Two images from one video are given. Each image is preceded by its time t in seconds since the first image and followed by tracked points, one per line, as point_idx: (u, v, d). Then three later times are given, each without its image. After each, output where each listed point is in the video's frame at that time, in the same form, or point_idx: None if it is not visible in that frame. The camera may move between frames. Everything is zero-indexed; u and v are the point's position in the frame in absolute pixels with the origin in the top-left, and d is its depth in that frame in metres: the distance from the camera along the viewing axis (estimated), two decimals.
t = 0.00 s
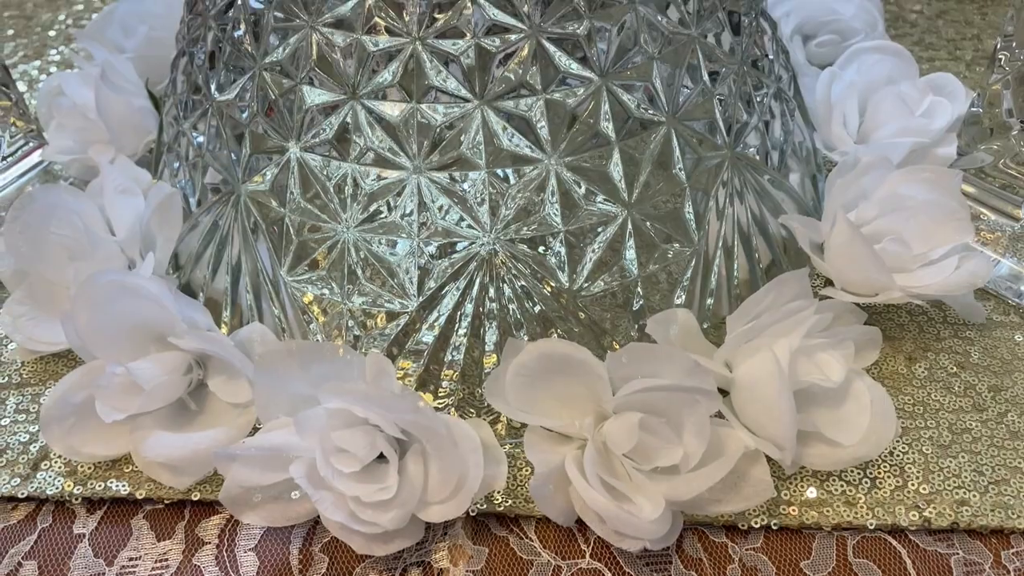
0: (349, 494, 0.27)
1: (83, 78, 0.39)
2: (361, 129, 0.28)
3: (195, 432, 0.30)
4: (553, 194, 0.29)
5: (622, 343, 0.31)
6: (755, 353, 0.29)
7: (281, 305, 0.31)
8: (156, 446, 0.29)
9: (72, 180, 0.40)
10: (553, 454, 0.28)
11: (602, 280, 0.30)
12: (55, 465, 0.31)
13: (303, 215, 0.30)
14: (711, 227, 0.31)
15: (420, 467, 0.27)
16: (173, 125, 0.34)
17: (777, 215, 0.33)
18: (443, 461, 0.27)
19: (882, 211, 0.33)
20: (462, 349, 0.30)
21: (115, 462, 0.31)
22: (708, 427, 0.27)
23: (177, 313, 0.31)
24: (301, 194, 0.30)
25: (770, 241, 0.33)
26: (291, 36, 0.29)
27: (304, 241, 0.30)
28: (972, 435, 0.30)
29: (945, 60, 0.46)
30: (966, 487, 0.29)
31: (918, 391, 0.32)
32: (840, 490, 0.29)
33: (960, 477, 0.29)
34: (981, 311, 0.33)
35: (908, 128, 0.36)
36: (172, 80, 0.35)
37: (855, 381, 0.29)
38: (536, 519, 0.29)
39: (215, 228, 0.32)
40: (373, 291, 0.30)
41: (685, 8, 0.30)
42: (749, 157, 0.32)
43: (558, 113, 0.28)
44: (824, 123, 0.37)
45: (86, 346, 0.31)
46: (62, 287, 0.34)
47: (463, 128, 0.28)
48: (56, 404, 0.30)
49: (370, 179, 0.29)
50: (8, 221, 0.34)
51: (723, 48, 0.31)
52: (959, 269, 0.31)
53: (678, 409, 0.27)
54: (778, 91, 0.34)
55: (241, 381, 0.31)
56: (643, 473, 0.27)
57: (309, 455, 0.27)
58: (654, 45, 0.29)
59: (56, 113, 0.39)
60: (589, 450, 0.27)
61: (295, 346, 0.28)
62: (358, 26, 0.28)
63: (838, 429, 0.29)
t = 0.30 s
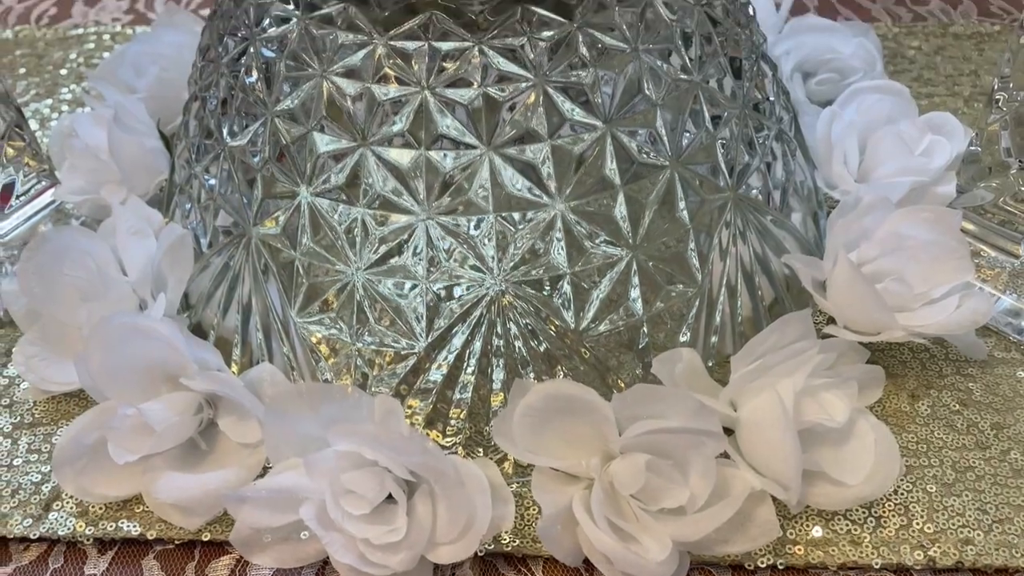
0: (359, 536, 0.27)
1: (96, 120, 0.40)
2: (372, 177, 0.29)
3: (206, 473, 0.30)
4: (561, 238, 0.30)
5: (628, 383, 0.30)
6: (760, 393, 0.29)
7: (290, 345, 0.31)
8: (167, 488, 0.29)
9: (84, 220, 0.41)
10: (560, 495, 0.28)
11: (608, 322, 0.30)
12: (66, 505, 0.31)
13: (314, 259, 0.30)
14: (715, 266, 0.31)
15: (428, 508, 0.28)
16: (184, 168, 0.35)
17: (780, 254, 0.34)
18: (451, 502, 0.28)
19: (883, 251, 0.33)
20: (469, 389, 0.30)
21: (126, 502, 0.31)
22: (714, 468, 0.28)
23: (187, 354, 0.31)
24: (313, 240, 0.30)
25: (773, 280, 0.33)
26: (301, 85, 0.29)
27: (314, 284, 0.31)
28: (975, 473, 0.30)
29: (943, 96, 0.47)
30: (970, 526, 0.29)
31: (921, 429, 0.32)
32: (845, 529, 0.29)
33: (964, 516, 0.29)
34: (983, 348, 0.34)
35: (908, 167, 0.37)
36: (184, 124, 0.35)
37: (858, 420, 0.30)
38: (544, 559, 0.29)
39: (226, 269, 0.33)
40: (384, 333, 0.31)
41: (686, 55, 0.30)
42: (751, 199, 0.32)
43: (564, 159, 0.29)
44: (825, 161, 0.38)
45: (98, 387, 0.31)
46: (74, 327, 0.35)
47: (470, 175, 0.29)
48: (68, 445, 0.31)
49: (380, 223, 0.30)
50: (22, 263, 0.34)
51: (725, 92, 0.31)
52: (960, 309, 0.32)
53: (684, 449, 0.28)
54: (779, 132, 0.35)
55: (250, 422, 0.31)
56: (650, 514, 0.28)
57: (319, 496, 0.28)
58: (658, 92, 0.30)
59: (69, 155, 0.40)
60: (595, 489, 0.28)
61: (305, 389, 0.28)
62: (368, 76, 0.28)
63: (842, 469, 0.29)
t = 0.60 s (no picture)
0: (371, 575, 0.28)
1: (110, 158, 0.41)
2: (384, 221, 0.30)
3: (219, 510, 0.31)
4: (568, 279, 0.30)
5: (634, 419, 0.31)
6: (765, 431, 0.30)
7: (302, 382, 0.32)
8: (182, 526, 0.30)
9: (97, 256, 0.41)
10: (569, 533, 0.29)
11: (615, 360, 0.31)
12: (81, 543, 0.31)
13: (326, 298, 0.31)
14: (719, 304, 0.32)
15: (438, 545, 0.28)
16: (199, 207, 0.36)
17: (783, 290, 0.34)
18: (462, 538, 0.28)
19: (884, 287, 0.34)
20: (479, 426, 0.31)
21: (140, 539, 0.31)
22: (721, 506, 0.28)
23: (200, 392, 0.31)
24: (325, 281, 0.31)
25: (777, 316, 0.34)
26: (316, 131, 0.30)
27: (326, 323, 0.31)
28: (979, 508, 0.31)
29: (943, 130, 0.47)
30: (974, 562, 0.29)
31: (925, 464, 0.32)
32: (851, 565, 0.29)
33: (968, 551, 0.30)
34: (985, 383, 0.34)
35: (908, 203, 0.37)
36: (199, 165, 0.36)
37: (862, 457, 0.30)
38: None
39: (240, 308, 0.33)
40: (393, 372, 0.31)
41: (691, 99, 0.31)
42: (754, 237, 0.33)
43: (571, 201, 0.30)
44: (826, 199, 0.38)
45: (113, 425, 0.32)
46: (88, 364, 0.35)
47: (480, 219, 0.29)
48: (83, 483, 0.31)
49: (391, 263, 0.30)
50: (39, 301, 0.35)
51: (728, 134, 0.32)
52: (962, 345, 0.32)
53: (691, 488, 0.28)
54: (781, 172, 0.35)
55: (263, 459, 0.32)
56: (658, 552, 0.28)
57: (331, 534, 0.28)
58: (662, 136, 0.30)
59: (83, 193, 0.41)
60: (604, 526, 0.28)
61: (318, 428, 0.29)
62: (381, 121, 0.29)
63: (847, 506, 0.29)
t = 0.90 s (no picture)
0: None
1: (123, 196, 0.42)
2: (397, 263, 0.30)
3: (233, 548, 0.31)
4: (577, 319, 0.31)
5: (641, 454, 0.31)
6: (771, 468, 0.30)
7: (313, 419, 0.32)
8: (198, 564, 0.30)
9: (110, 291, 0.42)
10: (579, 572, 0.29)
11: (622, 398, 0.31)
12: None
13: (339, 338, 0.31)
14: (725, 341, 0.32)
15: None
16: (213, 245, 0.36)
17: (787, 326, 0.35)
18: None
19: (887, 324, 0.34)
20: (490, 461, 0.31)
21: None
22: (729, 544, 0.28)
23: (214, 429, 0.32)
24: (338, 322, 0.31)
25: (781, 352, 0.34)
26: (329, 175, 0.31)
27: (337, 361, 0.31)
28: (983, 544, 0.31)
29: (942, 164, 0.48)
30: None
31: (928, 500, 0.33)
32: None
33: None
34: (988, 417, 0.35)
35: (909, 239, 0.38)
36: (212, 203, 0.37)
37: (868, 494, 0.31)
38: None
39: (252, 345, 0.34)
40: (405, 411, 0.31)
41: (695, 141, 0.32)
42: (759, 275, 0.34)
43: (580, 243, 0.30)
44: (828, 234, 0.39)
45: (128, 463, 0.32)
46: (103, 401, 0.36)
47: (491, 259, 0.30)
48: (99, 520, 0.31)
49: (403, 302, 0.31)
50: (54, 339, 0.36)
51: (732, 175, 0.33)
52: (963, 382, 0.33)
53: (698, 526, 0.29)
54: (785, 209, 0.36)
55: (275, 496, 0.32)
56: None
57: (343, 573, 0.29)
58: (669, 178, 0.31)
59: (97, 230, 0.41)
60: (613, 564, 0.28)
61: (330, 467, 0.29)
62: (394, 165, 0.30)
63: (853, 543, 0.30)
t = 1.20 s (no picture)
0: None
1: (138, 236, 0.43)
2: (407, 307, 0.31)
3: None
4: (582, 362, 0.32)
5: (644, 491, 0.32)
6: (772, 507, 0.31)
7: (323, 457, 0.33)
8: None
9: (122, 327, 0.42)
10: None
11: (626, 439, 0.32)
12: None
13: (350, 382, 0.32)
14: (726, 381, 0.33)
15: None
16: (225, 286, 0.37)
17: (787, 365, 0.36)
18: None
19: (884, 364, 0.35)
20: (497, 497, 0.32)
21: None
22: None
23: (226, 468, 0.33)
24: (349, 365, 0.32)
25: (781, 390, 0.35)
26: (341, 222, 0.32)
27: (348, 403, 0.32)
28: None
29: (937, 200, 0.49)
30: None
31: (926, 537, 0.33)
32: None
33: None
34: (984, 454, 0.35)
35: (906, 278, 0.38)
36: (224, 244, 0.38)
37: (868, 533, 0.31)
38: None
39: (264, 385, 0.35)
40: (415, 450, 0.32)
41: (696, 188, 0.33)
42: (759, 316, 0.35)
43: (584, 288, 0.31)
44: (826, 273, 0.40)
45: (142, 502, 0.33)
46: (117, 439, 0.37)
47: (499, 305, 0.31)
48: (114, 557, 0.32)
49: (413, 345, 0.31)
50: (69, 378, 0.36)
51: (732, 219, 0.34)
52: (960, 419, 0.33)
53: (701, 565, 0.29)
54: (784, 250, 0.37)
55: (286, 533, 0.32)
56: None
57: None
58: (670, 224, 0.32)
59: (110, 269, 0.42)
60: None
61: (340, 508, 0.30)
62: (404, 213, 0.31)
63: None
